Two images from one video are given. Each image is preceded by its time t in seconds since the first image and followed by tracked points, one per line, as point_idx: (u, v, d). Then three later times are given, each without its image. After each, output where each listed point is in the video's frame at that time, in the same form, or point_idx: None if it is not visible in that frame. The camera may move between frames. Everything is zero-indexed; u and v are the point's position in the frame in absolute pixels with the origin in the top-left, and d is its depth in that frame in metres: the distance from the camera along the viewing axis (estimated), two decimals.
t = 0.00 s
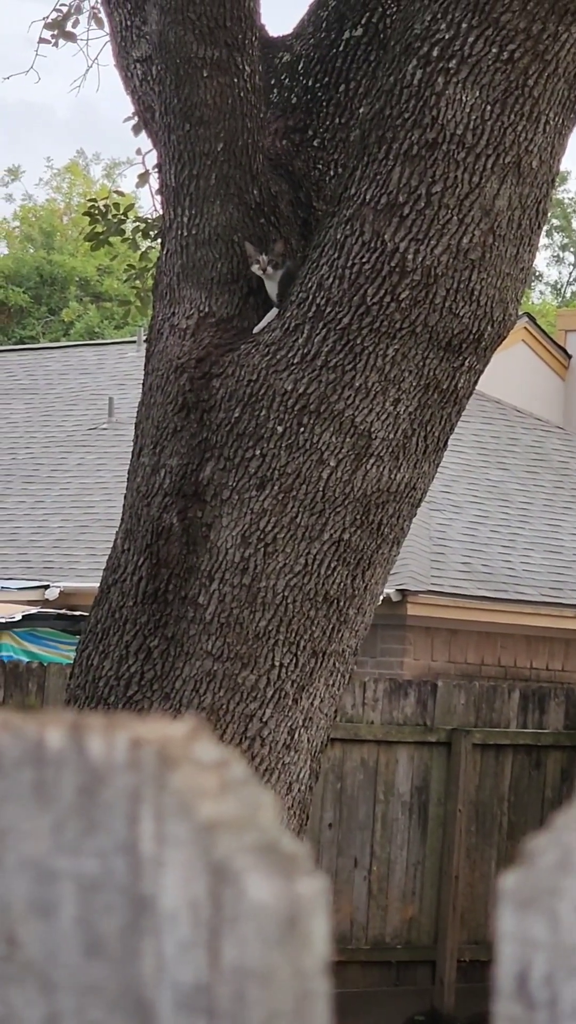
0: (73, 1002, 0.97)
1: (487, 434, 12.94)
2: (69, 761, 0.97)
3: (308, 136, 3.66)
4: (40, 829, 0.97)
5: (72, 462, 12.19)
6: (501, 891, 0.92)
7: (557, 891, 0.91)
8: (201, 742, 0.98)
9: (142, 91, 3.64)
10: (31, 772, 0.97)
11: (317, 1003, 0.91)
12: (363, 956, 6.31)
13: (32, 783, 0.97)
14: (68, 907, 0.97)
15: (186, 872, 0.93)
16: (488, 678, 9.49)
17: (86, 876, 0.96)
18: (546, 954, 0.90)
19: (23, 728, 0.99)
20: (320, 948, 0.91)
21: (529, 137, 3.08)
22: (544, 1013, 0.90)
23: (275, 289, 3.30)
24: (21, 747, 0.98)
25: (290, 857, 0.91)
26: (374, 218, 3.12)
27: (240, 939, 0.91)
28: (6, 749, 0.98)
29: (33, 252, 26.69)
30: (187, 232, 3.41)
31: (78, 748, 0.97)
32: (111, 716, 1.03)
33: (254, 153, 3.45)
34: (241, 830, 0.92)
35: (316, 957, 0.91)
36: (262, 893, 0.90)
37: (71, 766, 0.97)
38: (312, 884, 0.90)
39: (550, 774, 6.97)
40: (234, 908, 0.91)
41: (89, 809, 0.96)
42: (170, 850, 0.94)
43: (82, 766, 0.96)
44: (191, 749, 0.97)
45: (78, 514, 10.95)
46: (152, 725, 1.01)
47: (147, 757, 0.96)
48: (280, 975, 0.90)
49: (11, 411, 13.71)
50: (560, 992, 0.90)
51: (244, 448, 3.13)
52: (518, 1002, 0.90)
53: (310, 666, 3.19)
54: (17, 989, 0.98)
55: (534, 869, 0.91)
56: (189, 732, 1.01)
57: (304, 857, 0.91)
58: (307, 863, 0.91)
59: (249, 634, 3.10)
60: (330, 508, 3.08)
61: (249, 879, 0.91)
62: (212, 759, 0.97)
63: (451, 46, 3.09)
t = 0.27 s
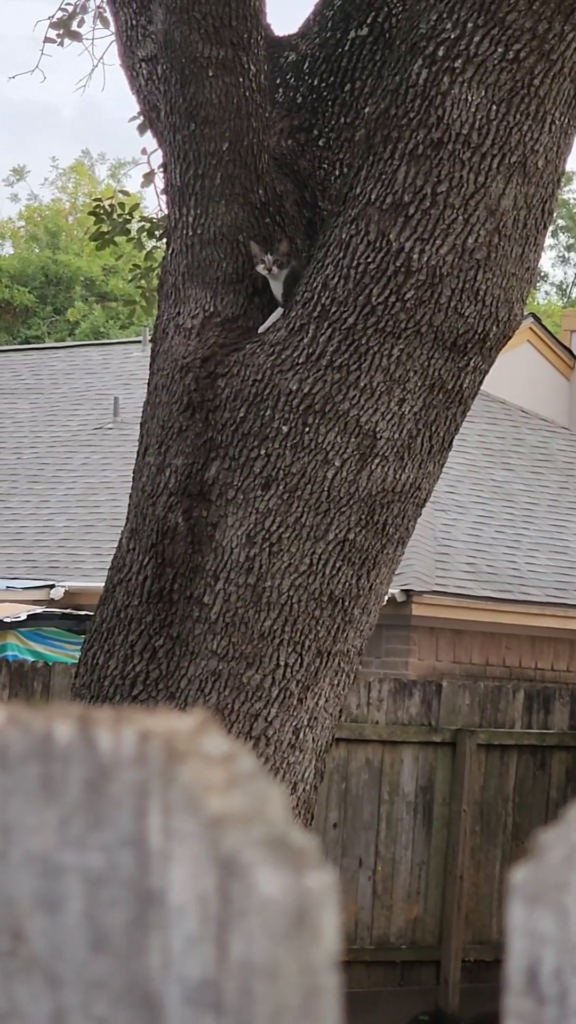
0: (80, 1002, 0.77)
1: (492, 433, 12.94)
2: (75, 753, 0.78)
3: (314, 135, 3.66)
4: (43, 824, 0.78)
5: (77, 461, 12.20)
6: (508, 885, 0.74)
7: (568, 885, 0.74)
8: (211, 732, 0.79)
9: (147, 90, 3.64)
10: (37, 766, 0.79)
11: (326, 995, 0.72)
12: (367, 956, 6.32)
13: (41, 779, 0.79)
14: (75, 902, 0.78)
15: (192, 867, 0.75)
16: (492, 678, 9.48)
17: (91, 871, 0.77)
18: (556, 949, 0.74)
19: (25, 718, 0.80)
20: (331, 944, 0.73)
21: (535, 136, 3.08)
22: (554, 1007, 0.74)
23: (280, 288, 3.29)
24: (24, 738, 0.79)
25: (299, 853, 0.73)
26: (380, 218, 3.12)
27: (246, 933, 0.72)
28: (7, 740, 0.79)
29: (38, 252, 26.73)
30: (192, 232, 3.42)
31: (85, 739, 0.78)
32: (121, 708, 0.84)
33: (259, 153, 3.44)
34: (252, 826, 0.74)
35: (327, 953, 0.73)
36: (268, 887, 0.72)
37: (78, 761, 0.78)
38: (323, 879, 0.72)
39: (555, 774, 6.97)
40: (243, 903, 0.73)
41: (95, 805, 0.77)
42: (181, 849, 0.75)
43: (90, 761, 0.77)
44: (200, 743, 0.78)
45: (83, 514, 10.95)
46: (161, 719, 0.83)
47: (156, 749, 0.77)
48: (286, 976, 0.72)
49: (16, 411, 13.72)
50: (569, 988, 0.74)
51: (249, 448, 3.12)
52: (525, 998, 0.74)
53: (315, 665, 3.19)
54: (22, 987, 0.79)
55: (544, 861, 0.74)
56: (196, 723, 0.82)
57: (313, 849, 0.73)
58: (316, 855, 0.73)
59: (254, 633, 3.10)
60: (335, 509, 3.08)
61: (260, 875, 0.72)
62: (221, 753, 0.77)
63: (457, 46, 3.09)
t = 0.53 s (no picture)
0: (90, 1001, 0.74)
1: (495, 433, 12.96)
2: (86, 751, 0.75)
3: (319, 133, 3.65)
4: (54, 820, 0.75)
5: (81, 460, 12.20)
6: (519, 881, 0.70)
7: None
8: (222, 733, 0.76)
9: (153, 89, 3.64)
10: (48, 763, 0.76)
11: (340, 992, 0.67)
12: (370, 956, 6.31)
13: (51, 775, 0.76)
14: (86, 899, 0.75)
15: (205, 864, 0.70)
16: (496, 678, 9.51)
17: (103, 867, 0.74)
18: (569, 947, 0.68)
19: (39, 715, 0.78)
20: (342, 942, 0.67)
21: (540, 135, 3.07)
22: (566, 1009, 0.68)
23: (285, 288, 3.30)
24: (35, 736, 0.76)
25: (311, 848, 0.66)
26: (385, 217, 3.12)
27: (258, 929, 0.67)
28: (19, 737, 0.76)
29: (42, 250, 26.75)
30: (197, 231, 3.42)
31: (95, 737, 0.74)
32: (135, 707, 0.80)
33: (265, 151, 3.44)
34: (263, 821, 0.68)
35: (338, 952, 0.66)
36: (280, 885, 0.66)
37: (88, 758, 0.75)
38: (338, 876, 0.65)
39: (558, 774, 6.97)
40: (254, 900, 0.67)
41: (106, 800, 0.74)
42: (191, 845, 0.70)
43: (100, 759, 0.74)
44: (212, 740, 0.75)
45: (87, 512, 10.96)
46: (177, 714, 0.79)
47: (169, 746, 0.73)
48: (296, 973, 0.66)
49: (20, 409, 13.72)
50: None
51: (253, 447, 3.12)
52: (536, 995, 0.69)
53: (319, 664, 3.19)
54: (32, 985, 0.76)
55: (558, 860, 0.69)
56: (213, 726, 0.78)
57: (326, 845, 0.67)
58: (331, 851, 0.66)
59: (258, 632, 3.10)
60: (339, 508, 3.08)
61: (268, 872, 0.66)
62: (233, 750, 0.75)
63: (462, 44, 3.08)
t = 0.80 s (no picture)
0: (108, 1001, 0.74)
1: (499, 433, 12.97)
2: (105, 750, 0.74)
3: (324, 134, 3.67)
4: (72, 819, 0.74)
5: (84, 458, 12.21)
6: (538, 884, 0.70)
7: None
8: (242, 733, 0.74)
9: (158, 88, 3.65)
10: (66, 763, 0.74)
11: (359, 992, 0.66)
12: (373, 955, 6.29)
13: (68, 774, 0.74)
14: (104, 898, 0.73)
15: (223, 863, 0.68)
16: (500, 678, 9.58)
17: (120, 866, 0.73)
18: None
19: (57, 714, 0.76)
20: (362, 942, 0.66)
21: (545, 135, 3.08)
22: None
23: (289, 288, 3.32)
24: (54, 736, 0.75)
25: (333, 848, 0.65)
26: (390, 216, 3.12)
27: (277, 928, 0.66)
28: (37, 736, 0.75)
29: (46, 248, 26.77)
30: (202, 230, 3.42)
31: (115, 736, 0.74)
32: (154, 708, 0.79)
33: (270, 151, 3.44)
34: (282, 819, 0.67)
35: (357, 949, 0.66)
36: (300, 884, 0.65)
37: (107, 757, 0.74)
38: (359, 874, 0.64)
39: (562, 775, 6.96)
40: (275, 900, 0.66)
41: (124, 798, 0.73)
42: (210, 842, 0.69)
43: (118, 757, 0.73)
44: (232, 740, 0.74)
45: (90, 510, 10.97)
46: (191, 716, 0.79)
47: (188, 746, 0.72)
48: (315, 970, 0.65)
49: (23, 407, 13.73)
50: None
51: (258, 447, 3.12)
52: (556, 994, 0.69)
53: (323, 663, 3.19)
54: (49, 984, 0.75)
55: None
56: (230, 725, 0.77)
57: (347, 845, 0.65)
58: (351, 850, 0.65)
59: (262, 631, 3.10)
60: (343, 507, 3.08)
61: (289, 869, 0.65)
62: (252, 749, 0.73)
63: (468, 44, 3.08)
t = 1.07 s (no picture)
0: (127, 1001, 0.71)
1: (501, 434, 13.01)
2: (122, 750, 0.71)
3: (327, 135, 3.68)
4: (90, 818, 0.72)
5: (87, 457, 12.21)
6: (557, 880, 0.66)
7: None
8: (260, 735, 0.72)
9: (162, 89, 3.66)
10: (84, 762, 0.72)
11: (377, 995, 0.64)
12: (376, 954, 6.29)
13: (83, 772, 0.72)
14: (123, 897, 0.71)
15: (242, 863, 0.66)
16: (501, 678, 9.59)
17: (139, 865, 0.70)
18: None
19: (72, 711, 0.74)
20: (380, 943, 0.63)
21: (549, 137, 3.08)
22: None
23: (293, 288, 3.33)
24: (69, 734, 0.72)
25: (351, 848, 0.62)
26: (393, 217, 3.12)
27: (298, 929, 0.63)
28: (53, 735, 0.72)
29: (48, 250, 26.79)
30: (205, 231, 3.42)
31: (132, 735, 0.71)
32: (172, 705, 0.76)
33: (273, 151, 3.45)
34: (301, 818, 0.64)
35: (377, 952, 0.63)
36: (318, 885, 0.62)
37: (124, 756, 0.71)
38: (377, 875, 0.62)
39: (564, 777, 6.95)
40: (295, 899, 0.63)
41: (140, 796, 0.70)
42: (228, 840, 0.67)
43: (134, 754, 0.70)
44: (249, 741, 0.71)
45: (91, 511, 10.97)
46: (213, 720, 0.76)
47: (206, 744, 0.69)
48: (334, 969, 0.63)
49: (26, 406, 13.74)
50: None
51: (260, 447, 3.12)
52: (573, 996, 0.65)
53: (326, 664, 3.19)
54: (67, 984, 0.73)
55: None
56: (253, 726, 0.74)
57: (365, 844, 0.63)
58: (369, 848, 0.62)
59: (265, 631, 3.10)
60: (346, 508, 3.08)
61: (308, 869, 0.63)
62: (273, 747, 0.71)
63: (472, 45, 3.09)
